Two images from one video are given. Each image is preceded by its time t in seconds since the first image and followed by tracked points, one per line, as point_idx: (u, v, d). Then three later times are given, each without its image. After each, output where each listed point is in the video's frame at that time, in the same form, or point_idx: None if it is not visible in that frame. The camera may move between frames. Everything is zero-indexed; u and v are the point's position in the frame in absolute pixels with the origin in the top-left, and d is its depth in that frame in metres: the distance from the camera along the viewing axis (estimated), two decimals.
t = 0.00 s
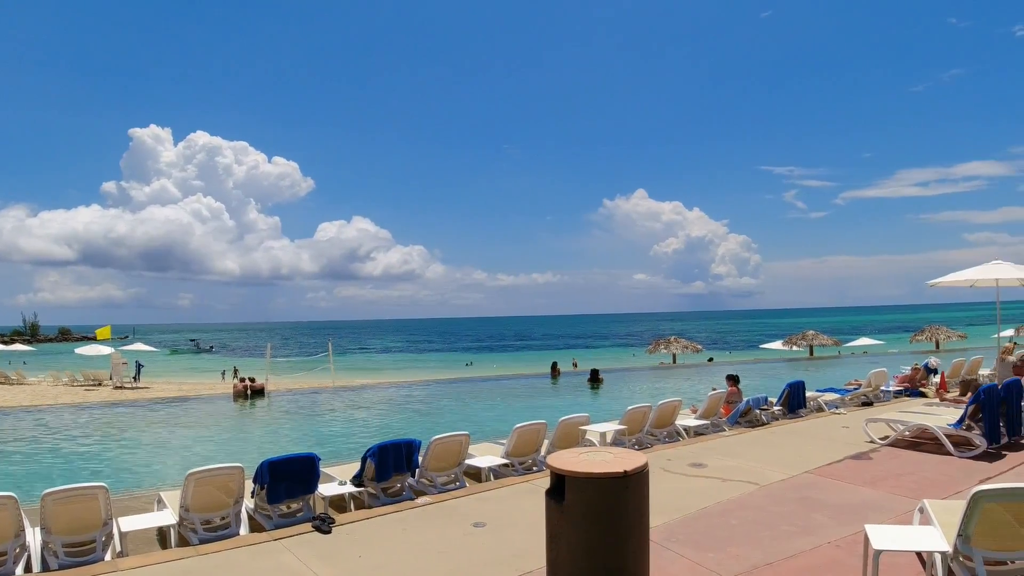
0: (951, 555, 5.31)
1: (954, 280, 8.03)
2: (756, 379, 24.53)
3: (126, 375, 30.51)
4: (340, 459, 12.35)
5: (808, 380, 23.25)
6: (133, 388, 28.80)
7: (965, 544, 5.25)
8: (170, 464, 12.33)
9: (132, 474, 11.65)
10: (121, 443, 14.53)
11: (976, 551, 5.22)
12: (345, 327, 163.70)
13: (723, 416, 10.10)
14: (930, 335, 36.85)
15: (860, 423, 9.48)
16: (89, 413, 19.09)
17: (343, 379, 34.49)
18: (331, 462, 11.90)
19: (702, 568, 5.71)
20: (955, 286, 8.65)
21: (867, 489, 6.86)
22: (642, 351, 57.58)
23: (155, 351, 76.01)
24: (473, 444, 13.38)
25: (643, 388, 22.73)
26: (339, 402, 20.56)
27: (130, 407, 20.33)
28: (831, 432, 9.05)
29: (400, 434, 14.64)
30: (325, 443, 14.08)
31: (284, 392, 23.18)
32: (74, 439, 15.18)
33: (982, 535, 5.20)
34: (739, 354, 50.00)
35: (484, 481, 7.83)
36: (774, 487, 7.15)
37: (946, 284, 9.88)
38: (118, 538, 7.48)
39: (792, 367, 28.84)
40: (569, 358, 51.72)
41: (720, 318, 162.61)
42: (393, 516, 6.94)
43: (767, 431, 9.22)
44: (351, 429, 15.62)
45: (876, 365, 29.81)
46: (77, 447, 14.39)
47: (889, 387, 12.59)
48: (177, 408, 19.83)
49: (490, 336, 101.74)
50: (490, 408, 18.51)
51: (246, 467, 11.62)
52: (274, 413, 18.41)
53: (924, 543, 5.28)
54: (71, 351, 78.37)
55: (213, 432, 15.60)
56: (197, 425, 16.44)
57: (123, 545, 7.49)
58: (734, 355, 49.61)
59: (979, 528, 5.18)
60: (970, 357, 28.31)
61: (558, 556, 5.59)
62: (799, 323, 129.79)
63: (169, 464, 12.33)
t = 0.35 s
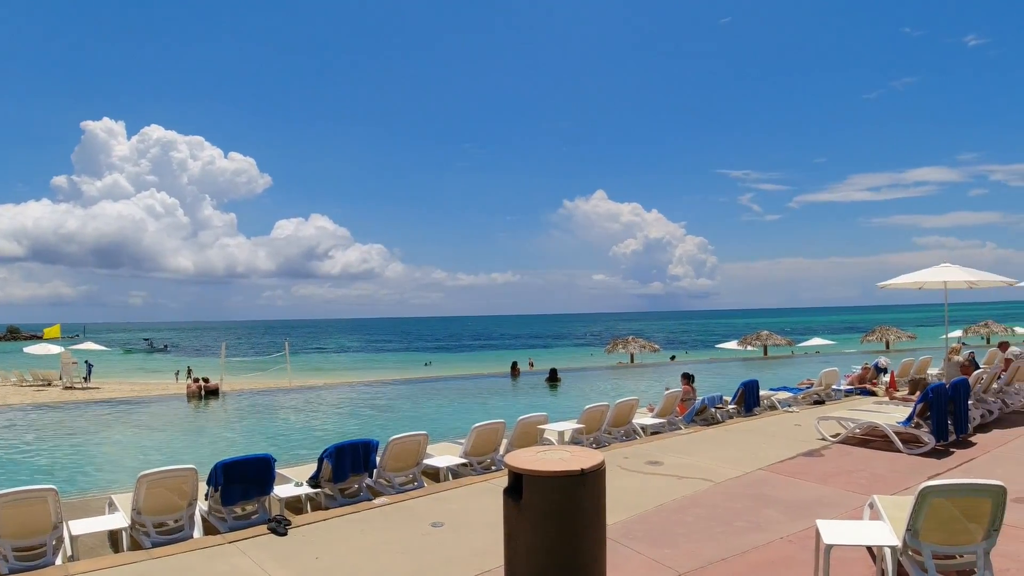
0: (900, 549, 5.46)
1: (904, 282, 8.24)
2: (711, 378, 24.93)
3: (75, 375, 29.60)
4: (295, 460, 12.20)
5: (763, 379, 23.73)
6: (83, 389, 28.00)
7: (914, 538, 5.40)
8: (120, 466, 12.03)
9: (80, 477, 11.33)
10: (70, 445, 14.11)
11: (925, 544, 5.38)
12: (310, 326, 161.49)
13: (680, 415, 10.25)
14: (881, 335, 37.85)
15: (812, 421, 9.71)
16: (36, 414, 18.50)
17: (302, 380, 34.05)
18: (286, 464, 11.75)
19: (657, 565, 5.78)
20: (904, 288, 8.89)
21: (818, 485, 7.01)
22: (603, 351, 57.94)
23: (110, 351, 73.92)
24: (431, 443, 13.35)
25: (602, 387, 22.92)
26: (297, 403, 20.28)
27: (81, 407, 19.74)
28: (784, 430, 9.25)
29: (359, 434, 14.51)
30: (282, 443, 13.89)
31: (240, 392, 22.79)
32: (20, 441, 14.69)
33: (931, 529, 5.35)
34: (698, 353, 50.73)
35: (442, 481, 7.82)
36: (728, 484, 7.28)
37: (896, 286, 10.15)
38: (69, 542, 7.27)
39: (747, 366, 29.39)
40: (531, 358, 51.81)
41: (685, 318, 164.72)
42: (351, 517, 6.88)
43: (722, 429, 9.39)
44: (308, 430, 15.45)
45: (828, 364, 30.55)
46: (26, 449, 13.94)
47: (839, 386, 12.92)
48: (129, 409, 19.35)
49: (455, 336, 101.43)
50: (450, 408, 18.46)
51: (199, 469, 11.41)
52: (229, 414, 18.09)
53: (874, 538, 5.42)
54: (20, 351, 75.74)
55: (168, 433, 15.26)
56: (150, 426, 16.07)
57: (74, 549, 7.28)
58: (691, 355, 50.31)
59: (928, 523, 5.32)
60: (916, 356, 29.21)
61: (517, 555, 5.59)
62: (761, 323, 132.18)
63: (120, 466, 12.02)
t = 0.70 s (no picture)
0: (862, 545, 5.53)
1: (866, 284, 8.36)
2: (677, 378, 25.19)
3: (33, 376, 28.87)
4: (260, 461, 12.07)
5: (728, 378, 24.03)
6: (42, 390, 27.31)
7: (876, 534, 5.47)
8: (80, 469, 11.76)
9: (38, 480, 11.06)
10: (28, 447, 13.76)
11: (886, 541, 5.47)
12: (282, 325, 159.58)
13: (647, 414, 10.35)
14: (844, 335, 38.51)
15: (776, 419, 9.85)
16: None
17: (269, 381, 33.65)
18: (250, 466, 11.62)
19: (624, 564, 5.82)
20: (867, 289, 9.04)
21: (782, 483, 7.11)
22: (566, 351, 58.16)
23: (75, 351, 72.30)
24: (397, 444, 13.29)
25: (570, 386, 23.03)
26: (263, 404, 20.03)
27: (41, 409, 19.29)
28: (749, 429, 9.37)
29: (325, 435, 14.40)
30: (247, 445, 13.72)
31: (205, 393, 22.44)
32: None
33: (892, 525, 5.43)
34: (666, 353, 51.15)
35: (410, 482, 7.81)
36: (694, 483, 7.35)
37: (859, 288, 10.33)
38: (30, 546, 7.06)
39: (712, 365, 29.76)
40: (501, 358, 51.72)
41: (659, 318, 165.93)
42: (317, 519, 6.83)
43: (688, 428, 9.49)
44: (274, 431, 15.28)
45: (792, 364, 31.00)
46: None
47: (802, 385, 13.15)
48: (90, 410, 18.93)
49: (428, 335, 101.08)
50: (419, 408, 18.41)
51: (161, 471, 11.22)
52: (193, 415, 17.81)
53: (837, 535, 5.48)
54: None
55: (130, 435, 14.98)
56: (112, 428, 15.75)
57: (35, 553, 7.06)
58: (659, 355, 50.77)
59: (889, 519, 5.40)
60: (877, 356, 29.78)
61: (485, 555, 5.56)
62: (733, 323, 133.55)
63: (79, 469, 11.76)
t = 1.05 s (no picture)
0: (819, 541, 5.59)
1: (824, 285, 8.51)
2: (639, 377, 25.41)
3: None
4: (219, 465, 11.89)
5: (689, 378, 24.33)
6: None
7: (832, 530, 5.53)
8: (31, 474, 11.43)
9: None
10: None
11: (842, 537, 5.53)
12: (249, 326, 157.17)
13: (609, 414, 10.44)
14: (803, 335, 39.24)
15: (736, 418, 10.00)
16: None
17: (229, 382, 33.08)
18: (208, 470, 11.42)
19: (585, 563, 5.86)
20: (824, 290, 9.21)
21: (741, 480, 7.23)
22: (532, 352, 58.14)
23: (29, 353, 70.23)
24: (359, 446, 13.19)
25: (534, 387, 23.10)
26: (223, 406, 19.72)
27: None
28: (710, 427, 9.50)
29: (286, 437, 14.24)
30: (206, 449, 13.50)
31: (163, 396, 21.99)
32: None
33: (848, 521, 5.49)
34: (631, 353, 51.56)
35: (372, 483, 7.78)
36: (655, 481, 7.43)
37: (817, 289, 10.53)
38: None
39: (674, 365, 30.07)
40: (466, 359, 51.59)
41: (630, 318, 167.26)
42: (279, 523, 6.75)
43: (650, 427, 9.58)
44: (233, 434, 15.05)
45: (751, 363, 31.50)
46: None
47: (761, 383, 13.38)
48: (44, 414, 18.41)
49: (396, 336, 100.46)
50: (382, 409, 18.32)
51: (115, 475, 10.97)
52: (151, 418, 17.45)
53: (794, 530, 5.57)
54: None
55: (86, 439, 14.64)
56: (66, 432, 15.33)
57: None
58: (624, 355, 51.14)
59: (844, 515, 5.46)
60: (833, 355, 30.43)
61: (446, 556, 5.52)
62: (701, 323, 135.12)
63: (30, 474, 11.43)
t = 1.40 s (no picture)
0: (773, 534, 5.66)
1: (780, 283, 8.63)
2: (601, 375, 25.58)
3: None
4: (174, 466, 11.69)
5: (650, 375, 24.51)
6: None
7: (785, 523, 5.60)
8: None
9: None
10: None
11: (795, 530, 5.64)
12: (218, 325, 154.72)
13: (571, 411, 10.51)
14: (763, 333, 39.69)
15: (695, 414, 10.11)
16: None
17: (188, 381, 32.50)
18: (163, 471, 11.22)
19: (544, 558, 5.91)
20: (781, 288, 9.35)
21: (700, 475, 7.31)
22: (498, 350, 58.09)
23: None
24: (318, 445, 13.08)
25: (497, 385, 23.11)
26: (183, 406, 19.39)
27: None
28: (670, 423, 9.60)
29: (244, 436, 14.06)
30: (164, 449, 13.28)
31: (120, 396, 21.51)
32: None
33: (801, 514, 5.56)
34: (597, 351, 51.76)
35: (332, 483, 7.77)
36: (615, 477, 7.49)
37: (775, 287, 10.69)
38: None
39: (636, 363, 30.34)
40: (433, 357, 51.43)
41: (603, 317, 168.05)
42: (237, 524, 6.67)
43: (611, 424, 9.66)
44: (189, 434, 14.80)
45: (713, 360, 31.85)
46: None
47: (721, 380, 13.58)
48: None
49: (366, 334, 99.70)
50: (344, 408, 18.19)
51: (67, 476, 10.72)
52: (106, 419, 17.06)
53: (748, 524, 5.66)
54: None
55: (39, 440, 14.28)
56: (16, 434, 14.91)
57: None
58: (589, 352, 51.39)
59: (797, 508, 5.53)
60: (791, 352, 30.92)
61: (403, 554, 5.49)
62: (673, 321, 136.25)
63: None
